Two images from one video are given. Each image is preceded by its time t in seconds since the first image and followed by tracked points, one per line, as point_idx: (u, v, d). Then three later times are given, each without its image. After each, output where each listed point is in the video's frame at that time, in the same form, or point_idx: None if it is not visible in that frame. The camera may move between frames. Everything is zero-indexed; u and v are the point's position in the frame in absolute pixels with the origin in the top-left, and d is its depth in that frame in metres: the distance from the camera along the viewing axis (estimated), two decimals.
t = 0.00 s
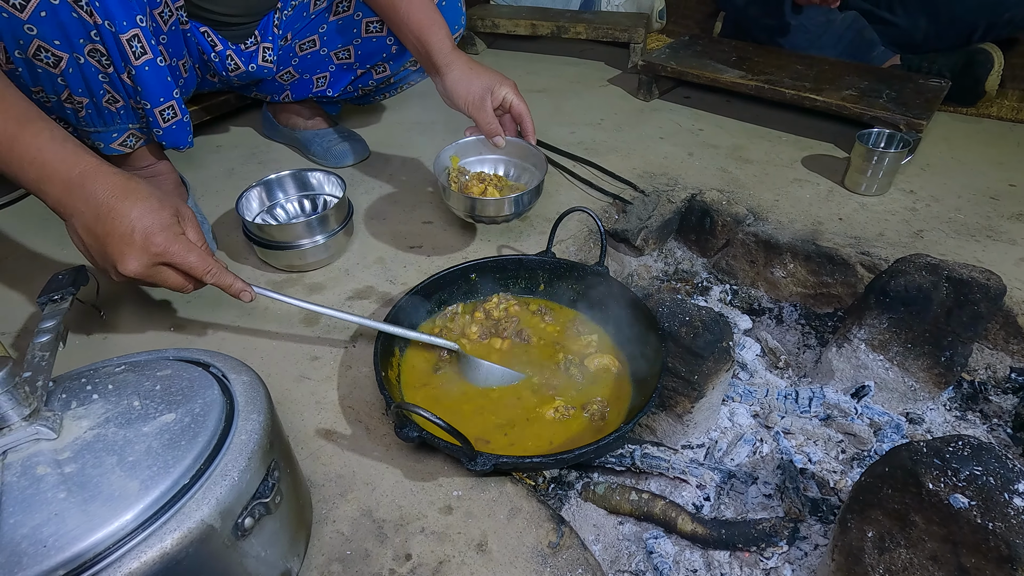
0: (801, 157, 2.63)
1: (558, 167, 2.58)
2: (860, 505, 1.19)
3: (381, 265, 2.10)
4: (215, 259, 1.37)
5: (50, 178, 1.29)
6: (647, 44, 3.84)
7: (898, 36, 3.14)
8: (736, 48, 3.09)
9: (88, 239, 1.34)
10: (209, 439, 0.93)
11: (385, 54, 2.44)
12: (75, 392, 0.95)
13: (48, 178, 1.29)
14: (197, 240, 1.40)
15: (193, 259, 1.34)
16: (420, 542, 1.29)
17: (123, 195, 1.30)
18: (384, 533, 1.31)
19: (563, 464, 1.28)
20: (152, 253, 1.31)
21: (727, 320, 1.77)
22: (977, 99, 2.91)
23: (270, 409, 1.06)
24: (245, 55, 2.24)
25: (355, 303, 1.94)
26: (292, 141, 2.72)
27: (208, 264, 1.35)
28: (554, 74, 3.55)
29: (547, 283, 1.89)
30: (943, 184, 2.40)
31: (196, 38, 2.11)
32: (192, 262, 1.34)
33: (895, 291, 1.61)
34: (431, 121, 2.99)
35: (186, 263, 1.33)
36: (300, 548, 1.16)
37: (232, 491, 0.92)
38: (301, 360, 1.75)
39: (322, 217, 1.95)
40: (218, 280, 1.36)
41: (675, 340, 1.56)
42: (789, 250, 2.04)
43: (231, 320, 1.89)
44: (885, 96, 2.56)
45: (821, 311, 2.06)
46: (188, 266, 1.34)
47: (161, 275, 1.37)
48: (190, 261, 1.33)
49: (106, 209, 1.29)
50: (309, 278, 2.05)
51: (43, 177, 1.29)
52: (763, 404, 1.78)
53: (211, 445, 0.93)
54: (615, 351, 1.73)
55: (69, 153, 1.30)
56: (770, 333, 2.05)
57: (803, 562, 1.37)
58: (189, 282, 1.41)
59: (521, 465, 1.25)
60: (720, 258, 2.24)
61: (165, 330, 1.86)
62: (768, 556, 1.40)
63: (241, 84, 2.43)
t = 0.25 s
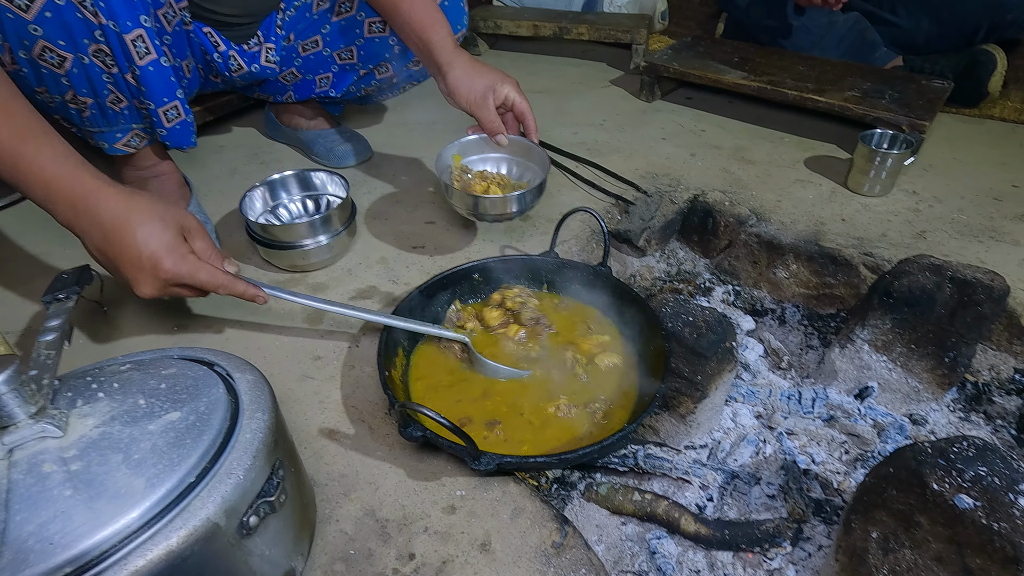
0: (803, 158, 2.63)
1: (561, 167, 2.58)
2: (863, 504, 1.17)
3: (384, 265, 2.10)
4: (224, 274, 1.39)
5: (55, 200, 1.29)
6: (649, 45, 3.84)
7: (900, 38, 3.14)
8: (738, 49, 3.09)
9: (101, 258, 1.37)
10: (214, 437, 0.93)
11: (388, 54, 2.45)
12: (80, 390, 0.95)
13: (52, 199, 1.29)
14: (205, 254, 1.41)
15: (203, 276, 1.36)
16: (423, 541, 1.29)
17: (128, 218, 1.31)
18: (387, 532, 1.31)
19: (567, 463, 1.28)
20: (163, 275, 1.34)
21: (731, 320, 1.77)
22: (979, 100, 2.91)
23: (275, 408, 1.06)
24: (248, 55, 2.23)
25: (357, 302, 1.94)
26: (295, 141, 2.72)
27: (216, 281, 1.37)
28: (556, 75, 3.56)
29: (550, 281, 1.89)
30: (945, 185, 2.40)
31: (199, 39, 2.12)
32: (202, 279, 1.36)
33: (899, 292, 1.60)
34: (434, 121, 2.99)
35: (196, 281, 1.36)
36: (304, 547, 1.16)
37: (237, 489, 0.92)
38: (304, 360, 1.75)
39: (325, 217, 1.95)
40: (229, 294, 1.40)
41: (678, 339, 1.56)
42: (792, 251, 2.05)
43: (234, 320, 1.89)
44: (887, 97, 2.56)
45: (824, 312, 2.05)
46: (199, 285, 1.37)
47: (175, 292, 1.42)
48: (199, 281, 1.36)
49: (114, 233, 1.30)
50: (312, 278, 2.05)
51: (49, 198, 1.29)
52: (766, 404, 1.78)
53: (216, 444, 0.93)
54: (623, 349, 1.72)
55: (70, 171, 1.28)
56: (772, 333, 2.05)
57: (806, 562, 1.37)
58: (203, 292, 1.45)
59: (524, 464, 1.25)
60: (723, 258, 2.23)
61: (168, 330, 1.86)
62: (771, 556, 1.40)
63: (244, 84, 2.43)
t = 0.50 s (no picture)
0: (805, 159, 2.63)
1: (562, 169, 2.59)
2: (866, 507, 1.19)
3: (386, 267, 2.11)
4: (224, 271, 1.39)
5: (54, 207, 1.30)
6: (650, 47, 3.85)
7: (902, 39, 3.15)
8: (739, 51, 3.09)
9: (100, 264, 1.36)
10: (219, 438, 0.94)
11: (390, 56, 2.45)
12: (86, 390, 0.95)
13: (52, 206, 1.30)
14: (204, 254, 1.41)
15: (204, 274, 1.35)
16: (426, 542, 1.29)
17: (127, 219, 1.31)
18: (390, 532, 1.31)
19: (569, 464, 1.29)
20: (162, 274, 1.33)
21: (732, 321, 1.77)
22: (980, 101, 2.91)
23: (278, 409, 1.07)
24: (251, 57, 2.25)
25: (360, 304, 1.95)
26: (297, 143, 2.73)
27: (217, 277, 1.36)
28: (558, 77, 3.56)
29: (552, 284, 1.90)
30: (946, 186, 2.40)
31: (201, 41, 2.12)
32: (203, 276, 1.35)
33: (900, 293, 1.60)
34: (435, 123, 3.00)
35: (197, 279, 1.35)
36: (308, 548, 1.16)
37: (241, 489, 0.92)
38: (306, 360, 1.75)
39: (327, 219, 1.95)
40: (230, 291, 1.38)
41: (679, 341, 1.57)
42: (793, 253, 2.04)
43: (237, 321, 1.90)
44: (888, 98, 2.56)
45: (824, 313, 2.06)
46: (199, 283, 1.36)
47: (176, 294, 1.40)
48: (199, 278, 1.35)
49: (113, 234, 1.30)
50: (315, 279, 2.06)
51: (48, 206, 1.30)
52: (767, 405, 1.78)
53: (221, 444, 0.94)
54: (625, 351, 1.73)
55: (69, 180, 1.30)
56: (773, 335, 2.06)
57: (808, 563, 1.38)
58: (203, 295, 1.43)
59: (527, 465, 1.26)
60: (723, 259, 2.25)
61: (171, 331, 1.87)
62: (773, 557, 1.40)
63: (246, 86, 2.44)
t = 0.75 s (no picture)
0: (804, 160, 2.64)
1: (562, 170, 2.59)
2: (865, 506, 1.19)
3: (387, 268, 2.11)
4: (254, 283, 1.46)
5: (95, 226, 1.33)
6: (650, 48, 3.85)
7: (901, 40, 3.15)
8: (738, 52, 3.10)
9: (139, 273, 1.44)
10: (220, 438, 0.94)
11: (390, 57, 2.45)
12: (88, 391, 0.96)
13: (91, 225, 1.33)
14: (235, 266, 1.47)
15: (236, 289, 1.43)
16: (426, 542, 1.30)
17: (162, 239, 1.35)
18: (391, 533, 1.31)
19: (568, 464, 1.29)
20: (197, 291, 1.41)
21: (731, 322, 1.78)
22: (979, 102, 2.91)
23: (279, 409, 1.07)
24: (251, 58, 2.25)
25: (360, 304, 1.95)
26: (297, 144, 2.73)
27: (247, 293, 1.44)
28: (557, 78, 3.57)
29: (552, 284, 1.90)
30: (945, 187, 2.41)
31: (201, 43, 2.13)
32: (236, 292, 1.43)
33: (898, 294, 1.61)
34: (436, 124, 3.00)
35: (229, 294, 1.43)
36: (309, 548, 1.17)
37: (243, 489, 0.93)
38: (307, 361, 1.76)
39: (328, 220, 1.96)
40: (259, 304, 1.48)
41: (678, 342, 1.57)
42: (792, 253, 2.04)
43: (237, 322, 1.90)
44: (887, 99, 2.57)
45: (824, 314, 2.07)
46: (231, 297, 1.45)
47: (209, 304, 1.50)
48: (232, 294, 1.43)
49: (151, 255, 1.36)
50: (315, 280, 2.06)
51: (88, 224, 1.33)
52: (766, 405, 1.78)
53: (222, 444, 0.94)
54: (625, 353, 1.73)
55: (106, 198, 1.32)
56: (773, 335, 2.05)
57: (807, 563, 1.38)
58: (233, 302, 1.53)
59: (527, 465, 1.26)
60: (723, 260, 2.25)
61: (172, 331, 1.87)
62: (772, 557, 1.40)
63: (247, 87, 2.44)
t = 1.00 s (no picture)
0: (802, 160, 2.64)
1: (561, 170, 2.59)
2: (863, 506, 1.19)
3: (385, 268, 2.11)
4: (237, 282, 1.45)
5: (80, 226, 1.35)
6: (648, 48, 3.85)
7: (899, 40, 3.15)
8: (737, 52, 3.10)
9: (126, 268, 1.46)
10: (216, 439, 0.94)
11: (388, 57, 2.45)
12: (83, 392, 0.95)
13: (77, 225, 1.34)
14: (216, 262, 1.44)
15: (218, 287, 1.43)
16: (424, 543, 1.29)
17: (142, 240, 1.35)
18: (388, 534, 1.31)
19: (566, 465, 1.29)
20: (177, 289, 1.41)
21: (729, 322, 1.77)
22: (978, 99, 2.89)
23: (276, 410, 1.07)
24: (249, 59, 2.25)
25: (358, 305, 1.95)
26: (295, 144, 2.73)
27: (228, 292, 1.44)
28: (556, 78, 3.57)
29: (550, 285, 1.90)
30: (943, 187, 2.41)
31: (200, 43, 2.12)
32: (217, 289, 1.43)
33: (896, 293, 1.61)
34: (434, 124, 3.00)
35: (210, 291, 1.43)
36: (306, 549, 1.16)
37: (238, 490, 0.92)
38: (305, 361, 1.75)
39: (325, 220, 1.95)
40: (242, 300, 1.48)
41: (677, 341, 1.57)
42: (791, 253, 2.04)
43: (235, 322, 1.90)
44: (885, 99, 2.57)
45: (822, 314, 2.07)
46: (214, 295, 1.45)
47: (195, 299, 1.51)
48: (213, 292, 1.43)
49: (133, 256, 1.36)
50: (313, 281, 2.06)
51: (74, 224, 1.34)
52: (765, 405, 1.78)
53: (217, 446, 0.94)
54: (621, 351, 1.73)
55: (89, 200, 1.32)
56: (771, 335, 2.05)
57: (805, 563, 1.38)
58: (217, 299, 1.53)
59: (524, 466, 1.26)
60: (721, 260, 2.25)
61: (169, 332, 1.86)
62: (770, 557, 1.40)
63: (245, 87, 2.44)
